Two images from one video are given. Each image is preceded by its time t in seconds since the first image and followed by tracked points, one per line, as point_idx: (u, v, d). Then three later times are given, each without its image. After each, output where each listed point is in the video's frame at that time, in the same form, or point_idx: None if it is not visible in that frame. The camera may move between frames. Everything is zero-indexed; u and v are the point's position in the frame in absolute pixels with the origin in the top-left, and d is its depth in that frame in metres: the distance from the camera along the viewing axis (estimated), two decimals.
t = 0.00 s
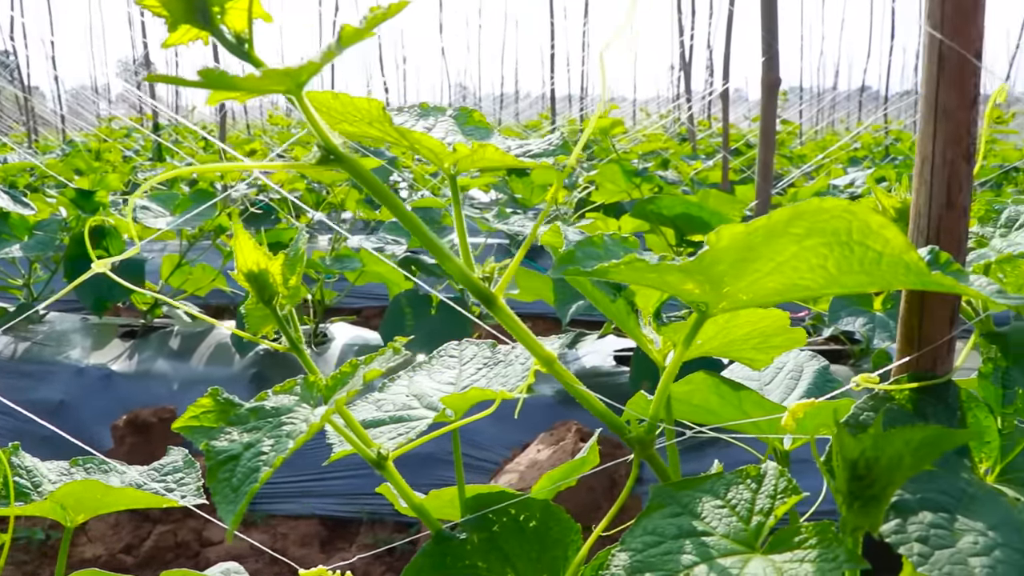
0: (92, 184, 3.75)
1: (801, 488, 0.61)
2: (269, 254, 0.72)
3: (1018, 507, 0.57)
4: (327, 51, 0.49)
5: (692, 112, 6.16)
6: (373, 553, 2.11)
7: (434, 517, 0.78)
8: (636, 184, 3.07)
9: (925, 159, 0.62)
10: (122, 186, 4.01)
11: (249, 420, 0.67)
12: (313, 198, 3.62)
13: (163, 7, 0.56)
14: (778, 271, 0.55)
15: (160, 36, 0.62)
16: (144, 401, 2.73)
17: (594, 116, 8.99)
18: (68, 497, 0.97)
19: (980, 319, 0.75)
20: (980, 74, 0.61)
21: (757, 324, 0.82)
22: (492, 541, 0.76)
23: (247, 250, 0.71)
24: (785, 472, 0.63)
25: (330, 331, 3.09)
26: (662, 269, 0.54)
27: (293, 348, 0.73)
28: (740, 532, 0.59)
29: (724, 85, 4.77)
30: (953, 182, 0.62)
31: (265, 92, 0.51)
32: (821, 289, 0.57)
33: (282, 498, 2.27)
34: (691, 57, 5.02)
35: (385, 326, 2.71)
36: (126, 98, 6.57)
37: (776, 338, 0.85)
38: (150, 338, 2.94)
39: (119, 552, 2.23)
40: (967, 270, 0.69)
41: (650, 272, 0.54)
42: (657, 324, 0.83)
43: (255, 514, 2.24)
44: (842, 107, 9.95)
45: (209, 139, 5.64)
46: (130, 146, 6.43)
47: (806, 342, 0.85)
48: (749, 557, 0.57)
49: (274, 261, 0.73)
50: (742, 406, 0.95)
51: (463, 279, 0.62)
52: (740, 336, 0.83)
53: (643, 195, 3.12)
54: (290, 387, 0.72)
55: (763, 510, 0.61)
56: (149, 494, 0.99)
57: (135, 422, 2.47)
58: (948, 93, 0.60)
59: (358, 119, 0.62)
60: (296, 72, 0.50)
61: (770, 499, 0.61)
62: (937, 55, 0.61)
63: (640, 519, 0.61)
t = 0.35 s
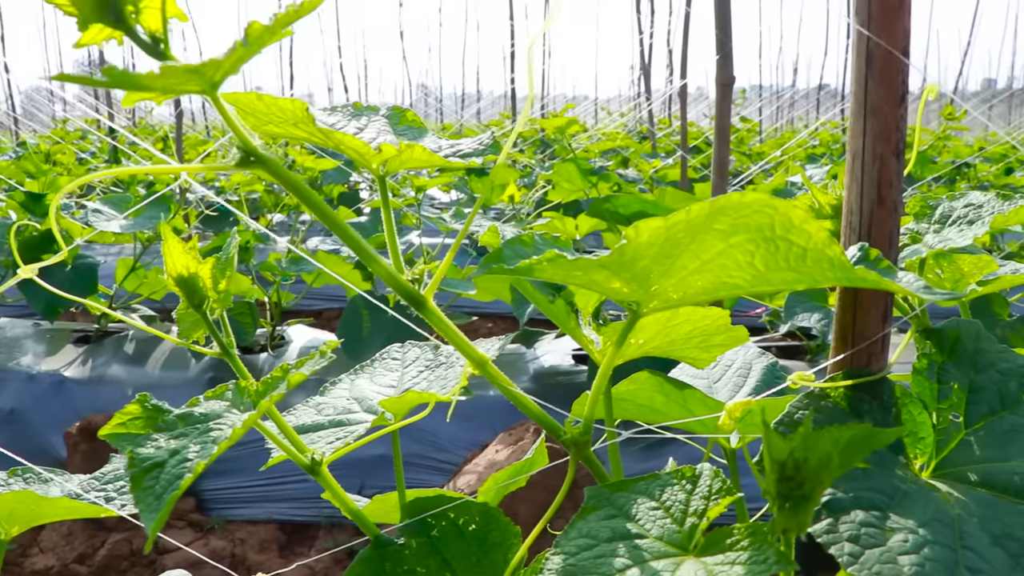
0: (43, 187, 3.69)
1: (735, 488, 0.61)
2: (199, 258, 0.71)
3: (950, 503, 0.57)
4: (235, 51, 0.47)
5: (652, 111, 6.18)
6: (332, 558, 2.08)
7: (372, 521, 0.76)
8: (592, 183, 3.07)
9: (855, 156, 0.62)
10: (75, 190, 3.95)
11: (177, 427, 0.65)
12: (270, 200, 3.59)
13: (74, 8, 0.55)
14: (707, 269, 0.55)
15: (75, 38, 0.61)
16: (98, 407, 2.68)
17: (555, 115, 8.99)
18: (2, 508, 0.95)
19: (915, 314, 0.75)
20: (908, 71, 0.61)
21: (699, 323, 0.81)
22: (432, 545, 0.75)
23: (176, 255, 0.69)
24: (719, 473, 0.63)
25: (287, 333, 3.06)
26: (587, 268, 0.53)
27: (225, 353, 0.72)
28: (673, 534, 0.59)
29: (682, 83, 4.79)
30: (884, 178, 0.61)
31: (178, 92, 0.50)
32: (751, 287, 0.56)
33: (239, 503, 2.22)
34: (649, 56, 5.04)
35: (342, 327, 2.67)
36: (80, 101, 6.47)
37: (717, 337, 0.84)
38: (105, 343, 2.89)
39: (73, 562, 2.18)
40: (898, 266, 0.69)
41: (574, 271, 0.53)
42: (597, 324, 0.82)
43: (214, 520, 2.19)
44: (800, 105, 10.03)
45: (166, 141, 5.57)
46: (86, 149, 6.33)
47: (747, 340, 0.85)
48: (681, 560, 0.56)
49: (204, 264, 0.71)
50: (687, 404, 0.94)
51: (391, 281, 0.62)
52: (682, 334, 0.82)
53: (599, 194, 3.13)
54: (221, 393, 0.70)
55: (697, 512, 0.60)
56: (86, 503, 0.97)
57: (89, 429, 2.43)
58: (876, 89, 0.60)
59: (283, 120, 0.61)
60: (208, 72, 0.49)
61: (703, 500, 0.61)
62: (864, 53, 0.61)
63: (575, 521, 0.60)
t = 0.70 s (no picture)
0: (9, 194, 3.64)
1: (695, 498, 0.61)
2: (152, 268, 0.69)
3: (911, 511, 0.57)
4: (177, 58, 0.46)
5: (624, 117, 6.19)
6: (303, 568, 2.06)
7: (332, 533, 0.75)
8: (563, 188, 3.07)
9: (814, 162, 0.61)
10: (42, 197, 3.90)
11: (129, 441, 0.64)
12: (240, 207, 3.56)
13: (15, 14, 0.55)
14: (664, 277, 0.54)
15: (20, 45, 0.60)
16: (64, 417, 2.64)
17: (527, 120, 8.99)
18: None
19: (876, 320, 0.75)
20: (865, 77, 0.60)
21: (661, 331, 0.80)
22: (392, 557, 0.74)
23: (129, 265, 0.68)
24: (679, 483, 0.62)
25: (257, 341, 3.03)
26: (541, 278, 0.52)
27: (180, 366, 0.71)
28: (633, 546, 0.58)
29: (653, 88, 4.80)
30: (842, 184, 0.60)
31: (123, 101, 0.50)
32: (710, 295, 0.55)
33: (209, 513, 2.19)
34: (620, 61, 5.04)
35: (310, 336, 2.63)
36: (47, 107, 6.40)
37: (681, 344, 0.84)
38: (72, 352, 2.85)
39: None
40: (858, 272, 0.68)
41: (528, 281, 0.52)
42: (560, 331, 0.81)
43: (184, 530, 2.16)
44: (771, 110, 10.08)
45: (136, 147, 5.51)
46: (54, 156, 6.26)
47: (711, 348, 0.84)
48: (641, 571, 0.56)
49: (158, 274, 0.70)
50: (652, 412, 0.93)
51: (346, 291, 0.60)
52: (645, 342, 0.81)
53: (570, 200, 3.12)
54: (176, 404, 0.69)
55: (656, 522, 0.60)
56: (46, 517, 0.95)
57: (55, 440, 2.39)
58: (834, 95, 0.60)
59: (235, 127, 0.60)
60: (152, 79, 0.48)
61: (663, 510, 0.60)
62: (822, 57, 0.60)
63: (534, 533, 0.59)
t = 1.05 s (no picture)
0: None
1: (669, 512, 0.60)
2: (121, 281, 0.68)
3: (885, 523, 0.57)
4: (142, 67, 0.46)
5: (603, 127, 6.20)
6: None
7: (303, 548, 0.74)
8: (542, 199, 3.08)
9: (787, 176, 0.61)
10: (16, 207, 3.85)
11: (96, 457, 0.63)
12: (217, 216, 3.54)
13: None
14: (638, 290, 0.54)
15: None
16: (37, 430, 2.61)
17: (507, 130, 8.99)
18: None
19: (850, 333, 0.75)
20: (839, 90, 0.60)
21: (637, 343, 0.80)
22: (366, 573, 0.73)
23: (98, 278, 0.67)
24: (654, 496, 0.62)
25: (234, 352, 3.01)
26: (514, 292, 0.51)
27: (149, 381, 0.70)
28: (607, 561, 0.58)
29: (632, 99, 4.81)
30: (816, 197, 0.60)
31: (89, 111, 0.49)
32: (683, 309, 0.55)
33: (185, 526, 2.17)
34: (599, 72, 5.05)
35: (288, 348, 2.61)
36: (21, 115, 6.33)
37: (658, 356, 0.84)
38: (45, 364, 2.82)
39: None
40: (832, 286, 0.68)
41: (501, 294, 0.51)
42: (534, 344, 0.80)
43: (158, 544, 2.13)
44: (750, 121, 10.12)
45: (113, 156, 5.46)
46: (29, 165, 6.19)
47: (687, 360, 0.84)
48: None
49: (127, 287, 0.69)
50: (628, 424, 0.93)
51: (317, 304, 0.60)
52: (620, 354, 0.81)
53: (547, 211, 3.13)
54: (145, 419, 0.68)
55: (631, 537, 0.59)
56: (14, 534, 0.93)
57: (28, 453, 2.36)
58: (808, 108, 0.60)
59: (204, 138, 0.60)
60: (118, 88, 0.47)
61: (638, 525, 0.60)
62: (795, 70, 0.60)
63: (508, 547, 0.58)
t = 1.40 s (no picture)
0: None
1: (606, 522, 0.60)
2: (51, 291, 0.67)
3: (821, 530, 0.57)
4: (61, 73, 0.45)
5: (558, 134, 6.21)
6: None
7: (241, 560, 0.73)
8: (496, 206, 3.07)
9: (724, 184, 0.61)
10: None
11: (21, 471, 0.61)
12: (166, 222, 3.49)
13: None
14: (572, 300, 0.54)
15: None
16: None
17: (462, 137, 8.96)
18: None
19: (790, 339, 0.74)
20: (775, 99, 0.60)
21: (578, 352, 0.81)
22: None
23: (26, 288, 0.65)
24: (590, 506, 0.62)
25: (184, 361, 2.97)
26: (447, 303, 0.51)
27: (80, 392, 0.68)
28: (544, 571, 0.57)
29: (585, 106, 4.82)
30: (752, 206, 0.60)
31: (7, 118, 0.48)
32: (618, 317, 0.55)
33: (132, 539, 2.12)
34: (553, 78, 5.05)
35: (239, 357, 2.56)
36: None
37: (600, 364, 0.84)
38: None
39: None
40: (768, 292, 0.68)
41: (435, 306, 0.51)
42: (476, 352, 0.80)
43: (104, 558, 2.08)
44: (704, 129, 10.19)
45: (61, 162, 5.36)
46: None
47: (630, 368, 0.85)
48: None
49: (56, 297, 0.67)
50: (572, 432, 0.94)
51: (250, 314, 0.59)
52: (561, 363, 0.81)
53: (501, 218, 3.13)
54: (75, 432, 0.67)
55: (567, 547, 0.59)
56: None
57: None
58: (744, 117, 0.60)
59: (133, 145, 0.58)
60: (37, 94, 0.46)
61: (574, 534, 0.60)
62: (731, 80, 0.60)
63: (445, 559, 0.57)
